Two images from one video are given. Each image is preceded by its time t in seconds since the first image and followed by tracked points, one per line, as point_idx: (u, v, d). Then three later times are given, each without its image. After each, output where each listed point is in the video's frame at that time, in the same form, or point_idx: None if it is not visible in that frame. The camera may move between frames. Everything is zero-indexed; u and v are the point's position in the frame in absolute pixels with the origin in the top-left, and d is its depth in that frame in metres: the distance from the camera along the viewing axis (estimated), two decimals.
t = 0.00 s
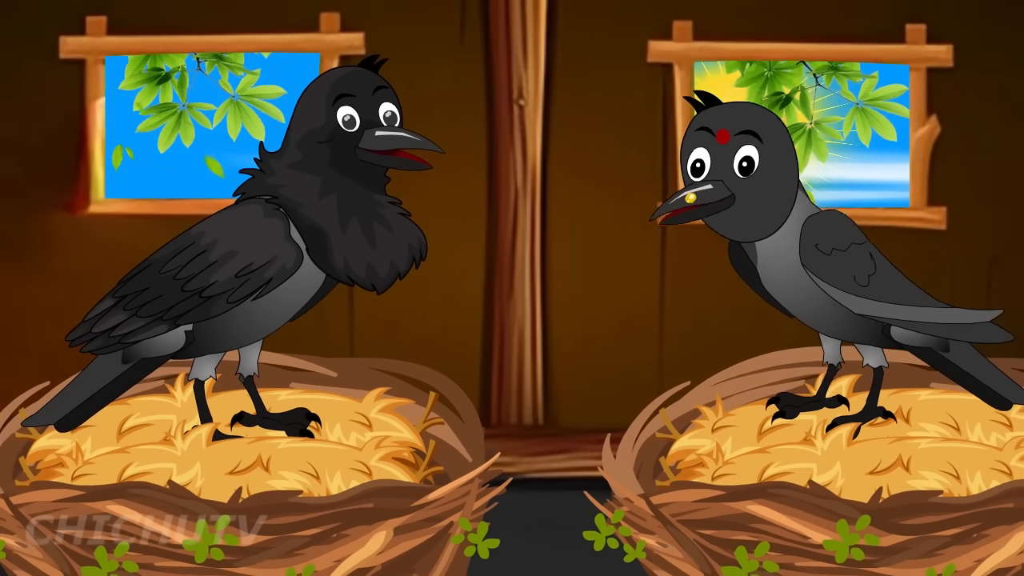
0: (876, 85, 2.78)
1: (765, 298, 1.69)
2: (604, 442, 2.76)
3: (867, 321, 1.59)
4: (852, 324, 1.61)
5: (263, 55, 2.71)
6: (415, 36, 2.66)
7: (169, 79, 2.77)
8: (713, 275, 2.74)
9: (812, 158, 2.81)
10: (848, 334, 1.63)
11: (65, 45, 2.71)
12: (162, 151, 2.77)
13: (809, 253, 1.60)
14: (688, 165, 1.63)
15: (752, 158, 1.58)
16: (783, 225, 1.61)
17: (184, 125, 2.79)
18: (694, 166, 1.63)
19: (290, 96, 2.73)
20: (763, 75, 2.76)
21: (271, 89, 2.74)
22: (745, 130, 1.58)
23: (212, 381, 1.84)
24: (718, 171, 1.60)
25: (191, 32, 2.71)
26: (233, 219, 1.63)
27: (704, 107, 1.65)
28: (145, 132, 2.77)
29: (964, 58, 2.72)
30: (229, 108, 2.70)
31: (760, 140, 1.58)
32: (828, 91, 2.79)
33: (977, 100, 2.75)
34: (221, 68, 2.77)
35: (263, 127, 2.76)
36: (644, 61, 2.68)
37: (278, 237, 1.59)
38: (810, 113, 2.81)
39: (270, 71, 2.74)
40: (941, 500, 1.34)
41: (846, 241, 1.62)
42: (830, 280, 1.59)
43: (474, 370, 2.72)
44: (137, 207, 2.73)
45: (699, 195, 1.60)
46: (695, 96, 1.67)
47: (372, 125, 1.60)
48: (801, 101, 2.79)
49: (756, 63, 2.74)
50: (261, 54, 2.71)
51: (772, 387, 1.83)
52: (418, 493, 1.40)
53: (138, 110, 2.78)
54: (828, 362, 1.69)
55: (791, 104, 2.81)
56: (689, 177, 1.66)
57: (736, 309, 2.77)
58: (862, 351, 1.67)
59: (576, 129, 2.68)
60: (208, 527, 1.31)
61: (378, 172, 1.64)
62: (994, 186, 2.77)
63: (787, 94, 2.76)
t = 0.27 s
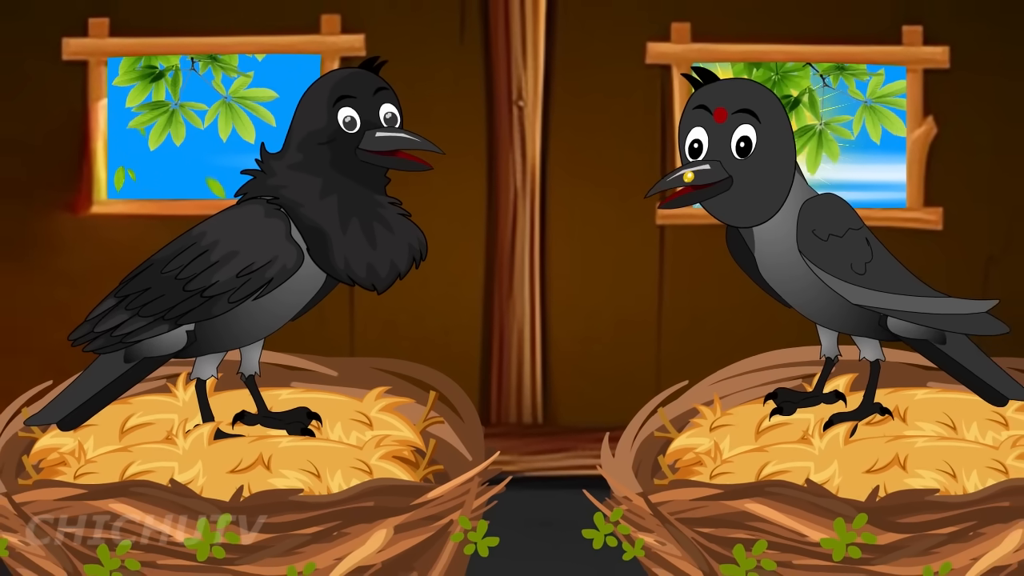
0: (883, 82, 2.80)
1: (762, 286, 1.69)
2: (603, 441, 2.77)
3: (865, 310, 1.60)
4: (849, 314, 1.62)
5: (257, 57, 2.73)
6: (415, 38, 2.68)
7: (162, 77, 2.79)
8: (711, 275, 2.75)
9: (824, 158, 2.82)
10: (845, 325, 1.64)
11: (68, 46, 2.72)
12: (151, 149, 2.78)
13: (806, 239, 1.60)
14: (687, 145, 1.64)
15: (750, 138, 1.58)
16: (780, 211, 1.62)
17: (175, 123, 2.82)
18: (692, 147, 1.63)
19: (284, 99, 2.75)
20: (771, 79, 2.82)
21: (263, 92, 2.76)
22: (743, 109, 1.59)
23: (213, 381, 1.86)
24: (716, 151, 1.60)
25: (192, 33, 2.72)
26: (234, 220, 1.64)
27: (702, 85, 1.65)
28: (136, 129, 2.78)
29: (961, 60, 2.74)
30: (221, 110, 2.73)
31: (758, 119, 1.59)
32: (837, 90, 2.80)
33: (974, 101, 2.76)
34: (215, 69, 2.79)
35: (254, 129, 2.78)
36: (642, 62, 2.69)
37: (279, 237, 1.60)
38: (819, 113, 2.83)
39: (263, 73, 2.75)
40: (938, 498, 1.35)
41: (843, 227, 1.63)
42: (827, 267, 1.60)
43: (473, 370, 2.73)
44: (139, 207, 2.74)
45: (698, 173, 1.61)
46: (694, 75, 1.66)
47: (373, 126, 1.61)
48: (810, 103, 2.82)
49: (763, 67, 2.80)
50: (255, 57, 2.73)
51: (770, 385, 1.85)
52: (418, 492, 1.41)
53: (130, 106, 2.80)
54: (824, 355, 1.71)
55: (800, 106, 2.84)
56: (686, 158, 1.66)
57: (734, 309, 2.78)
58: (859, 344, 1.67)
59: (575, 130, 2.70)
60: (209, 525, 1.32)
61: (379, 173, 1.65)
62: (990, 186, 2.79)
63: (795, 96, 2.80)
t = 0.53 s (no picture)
0: (875, 86, 2.81)
1: (759, 286, 1.70)
2: (601, 440, 2.79)
3: (861, 310, 1.61)
4: (846, 314, 1.63)
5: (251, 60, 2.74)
6: (415, 39, 2.69)
7: (156, 75, 2.80)
8: (708, 275, 2.77)
9: (815, 159, 2.83)
10: (842, 325, 1.65)
11: (70, 48, 2.73)
12: (140, 146, 2.80)
13: (803, 239, 1.61)
14: (685, 146, 1.65)
15: (748, 140, 1.60)
16: (778, 211, 1.63)
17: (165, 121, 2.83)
18: (690, 148, 1.65)
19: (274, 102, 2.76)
20: (764, 80, 2.82)
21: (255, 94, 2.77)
22: (741, 111, 1.60)
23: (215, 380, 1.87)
24: (714, 153, 1.61)
25: (194, 35, 2.74)
26: (236, 220, 1.65)
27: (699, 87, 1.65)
28: (127, 125, 2.80)
29: (957, 61, 2.75)
30: (212, 110, 2.75)
31: (755, 120, 1.60)
32: (829, 92, 2.83)
33: (971, 103, 2.77)
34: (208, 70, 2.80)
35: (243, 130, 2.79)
36: (641, 64, 2.70)
37: (280, 238, 1.61)
38: (811, 115, 2.84)
39: (256, 76, 2.76)
40: (934, 496, 1.36)
41: (840, 228, 1.64)
42: (824, 267, 1.61)
43: (473, 369, 2.74)
44: (142, 208, 2.76)
45: (696, 173, 1.63)
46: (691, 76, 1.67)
47: (373, 127, 1.63)
48: (802, 104, 2.84)
49: (757, 67, 2.81)
50: (248, 59, 2.74)
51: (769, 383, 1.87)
52: (418, 491, 1.41)
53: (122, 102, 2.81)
54: (821, 354, 1.72)
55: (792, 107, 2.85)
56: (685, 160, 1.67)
57: (732, 308, 2.80)
58: (856, 344, 1.68)
59: (573, 131, 2.71)
60: (211, 523, 1.33)
61: (379, 174, 1.66)
62: (986, 187, 2.80)
63: (788, 96, 2.80)
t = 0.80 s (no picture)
0: (862, 90, 2.82)
1: (757, 286, 1.71)
2: (600, 439, 2.80)
3: (858, 310, 1.62)
4: (843, 313, 1.64)
5: (253, 61, 2.75)
6: (415, 41, 2.70)
7: (159, 77, 2.80)
8: (706, 275, 2.78)
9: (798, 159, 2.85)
10: (840, 325, 1.66)
11: (72, 49, 2.74)
12: (145, 148, 2.80)
13: (801, 239, 1.63)
14: (683, 147, 1.66)
15: (746, 140, 1.61)
16: (775, 212, 1.64)
17: (170, 123, 2.83)
18: (688, 148, 1.66)
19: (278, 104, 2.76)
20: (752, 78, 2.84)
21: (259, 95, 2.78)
22: (738, 111, 1.61)
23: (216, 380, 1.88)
24: (712, 153, 1.62)
25: (195, 37, 2.75)
26: (237, 221, 1.66)
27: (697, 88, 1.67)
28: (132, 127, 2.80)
29: (954, 63, 2.76)
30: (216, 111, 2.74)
31: (753, 121, 1.61)
32: (816, 94, 2.85)
33: (968, 104, 2.78)
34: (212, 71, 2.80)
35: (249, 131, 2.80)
36: (639, 65, 2.71)
37: (281, 238, 1.62)
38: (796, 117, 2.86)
39: (259, 77, 2.76)
40: (931, 495, 1.36)
41: (837, 228, 1.65)
42: (822, 267, 1.62)
43: (472, 369, 2.75)
44: (144, 208, 2.77)
45: (694, 180, 1.63)
46: (689, 77, 1.69)
47: (373, 128, 1.64)
48: (788, 105, 2.86)
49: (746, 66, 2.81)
50: (251, 61, 2.75)
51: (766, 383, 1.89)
52: (418, 489, 1.42)
53: (126, 104, 2.81)
54: (818, 354, 1.73)
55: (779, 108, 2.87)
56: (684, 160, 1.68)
57: (731, 308, 2.81)
58: (853, 344, 1.69)
59: (572, 132, 2.72)
60: (212, 521, 1.34)
61: (380, 174, 1.67)
62: (983, 188, 2.81)
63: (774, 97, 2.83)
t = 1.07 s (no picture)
0: (849, 95, 2.82)
1: (755, 286, 1.72)
2: (599, 438, 2.81)
3: (856, 310, 1.63)
4: (840, 313, 1.66)
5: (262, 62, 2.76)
6: (415, 43, 2.71)
7: (170, 83, 2.80)
8: (705, 275, 2.79)
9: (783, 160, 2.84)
10: (838, 325, 1.67)
11: (75, 51, 2.76)
12: (160, 153, 2.82)
13: (798, 240, 1.64)
14: (682, 148, 1.67)
15: (744, 141, 1.62)
16: (773, 212, 1.65)
17: (183, 127, 2.83)
18: (687, 149, 1.67)
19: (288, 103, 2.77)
20: (741, 77, 2.83)
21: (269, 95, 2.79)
22: (737, 113, 1.62)
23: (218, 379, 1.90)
24: (710, 154, 1.64)
25: (196, 38, 2.76)
26: (239, 221, 1.67)
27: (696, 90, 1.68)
28: (145, 134, 2.81)
29: (951, 64, 2.77)
30: (227, 114, 2.75)
31: (751, 122, 1.62)
32: (803, 97, 2.83)
33: (964, 105, 2.79)
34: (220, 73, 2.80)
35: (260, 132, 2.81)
36: (638, 67, 2.72)
37: (282, 238, 1.63)
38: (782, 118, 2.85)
39: (269, 77, 2.77)
40: (928, 493, 1.37)
41: (835, 228, 1.66)
42: (819, 267, 1.63)
43: (472, 368, 2.77)
44: (146, 209, 2.79)
45: (692, 175, 1.64)
46: (688, 79, 1.70)
47: (374, 129, 1.65)
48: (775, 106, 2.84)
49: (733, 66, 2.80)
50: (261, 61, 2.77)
51: (763, 382, 1.90)
52: (418, 488, 1.43)
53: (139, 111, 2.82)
54: (816, 354, 1.74)
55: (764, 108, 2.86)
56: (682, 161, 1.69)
57: (729, 308, 2.82)
58: (850, 344, 1.71)
59: (571, 134, 2.73)
60: (213, 520, 1.35)
61: (380, 175, 1.68)
62: (980, 188, 2.82)
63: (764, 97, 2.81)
